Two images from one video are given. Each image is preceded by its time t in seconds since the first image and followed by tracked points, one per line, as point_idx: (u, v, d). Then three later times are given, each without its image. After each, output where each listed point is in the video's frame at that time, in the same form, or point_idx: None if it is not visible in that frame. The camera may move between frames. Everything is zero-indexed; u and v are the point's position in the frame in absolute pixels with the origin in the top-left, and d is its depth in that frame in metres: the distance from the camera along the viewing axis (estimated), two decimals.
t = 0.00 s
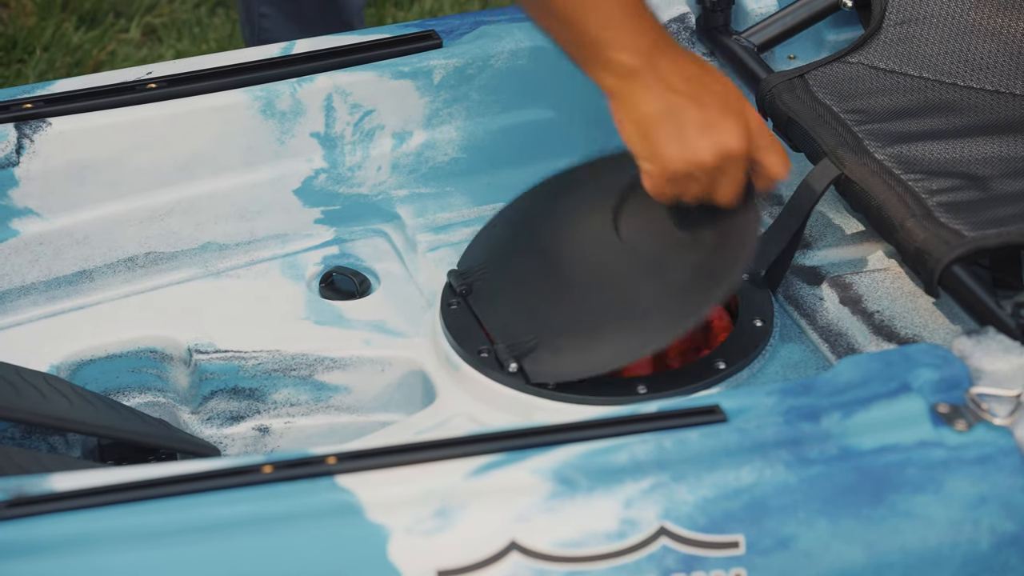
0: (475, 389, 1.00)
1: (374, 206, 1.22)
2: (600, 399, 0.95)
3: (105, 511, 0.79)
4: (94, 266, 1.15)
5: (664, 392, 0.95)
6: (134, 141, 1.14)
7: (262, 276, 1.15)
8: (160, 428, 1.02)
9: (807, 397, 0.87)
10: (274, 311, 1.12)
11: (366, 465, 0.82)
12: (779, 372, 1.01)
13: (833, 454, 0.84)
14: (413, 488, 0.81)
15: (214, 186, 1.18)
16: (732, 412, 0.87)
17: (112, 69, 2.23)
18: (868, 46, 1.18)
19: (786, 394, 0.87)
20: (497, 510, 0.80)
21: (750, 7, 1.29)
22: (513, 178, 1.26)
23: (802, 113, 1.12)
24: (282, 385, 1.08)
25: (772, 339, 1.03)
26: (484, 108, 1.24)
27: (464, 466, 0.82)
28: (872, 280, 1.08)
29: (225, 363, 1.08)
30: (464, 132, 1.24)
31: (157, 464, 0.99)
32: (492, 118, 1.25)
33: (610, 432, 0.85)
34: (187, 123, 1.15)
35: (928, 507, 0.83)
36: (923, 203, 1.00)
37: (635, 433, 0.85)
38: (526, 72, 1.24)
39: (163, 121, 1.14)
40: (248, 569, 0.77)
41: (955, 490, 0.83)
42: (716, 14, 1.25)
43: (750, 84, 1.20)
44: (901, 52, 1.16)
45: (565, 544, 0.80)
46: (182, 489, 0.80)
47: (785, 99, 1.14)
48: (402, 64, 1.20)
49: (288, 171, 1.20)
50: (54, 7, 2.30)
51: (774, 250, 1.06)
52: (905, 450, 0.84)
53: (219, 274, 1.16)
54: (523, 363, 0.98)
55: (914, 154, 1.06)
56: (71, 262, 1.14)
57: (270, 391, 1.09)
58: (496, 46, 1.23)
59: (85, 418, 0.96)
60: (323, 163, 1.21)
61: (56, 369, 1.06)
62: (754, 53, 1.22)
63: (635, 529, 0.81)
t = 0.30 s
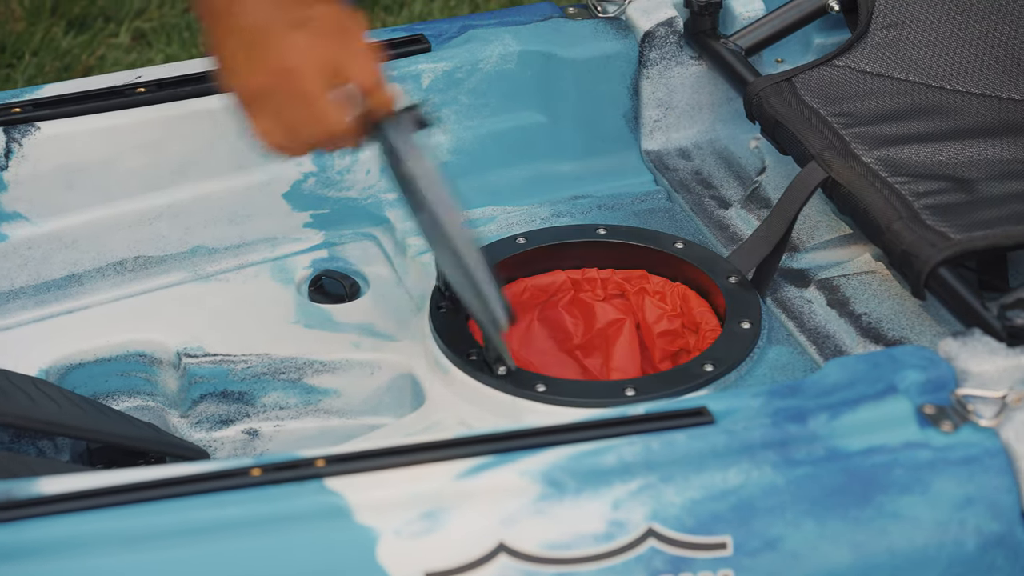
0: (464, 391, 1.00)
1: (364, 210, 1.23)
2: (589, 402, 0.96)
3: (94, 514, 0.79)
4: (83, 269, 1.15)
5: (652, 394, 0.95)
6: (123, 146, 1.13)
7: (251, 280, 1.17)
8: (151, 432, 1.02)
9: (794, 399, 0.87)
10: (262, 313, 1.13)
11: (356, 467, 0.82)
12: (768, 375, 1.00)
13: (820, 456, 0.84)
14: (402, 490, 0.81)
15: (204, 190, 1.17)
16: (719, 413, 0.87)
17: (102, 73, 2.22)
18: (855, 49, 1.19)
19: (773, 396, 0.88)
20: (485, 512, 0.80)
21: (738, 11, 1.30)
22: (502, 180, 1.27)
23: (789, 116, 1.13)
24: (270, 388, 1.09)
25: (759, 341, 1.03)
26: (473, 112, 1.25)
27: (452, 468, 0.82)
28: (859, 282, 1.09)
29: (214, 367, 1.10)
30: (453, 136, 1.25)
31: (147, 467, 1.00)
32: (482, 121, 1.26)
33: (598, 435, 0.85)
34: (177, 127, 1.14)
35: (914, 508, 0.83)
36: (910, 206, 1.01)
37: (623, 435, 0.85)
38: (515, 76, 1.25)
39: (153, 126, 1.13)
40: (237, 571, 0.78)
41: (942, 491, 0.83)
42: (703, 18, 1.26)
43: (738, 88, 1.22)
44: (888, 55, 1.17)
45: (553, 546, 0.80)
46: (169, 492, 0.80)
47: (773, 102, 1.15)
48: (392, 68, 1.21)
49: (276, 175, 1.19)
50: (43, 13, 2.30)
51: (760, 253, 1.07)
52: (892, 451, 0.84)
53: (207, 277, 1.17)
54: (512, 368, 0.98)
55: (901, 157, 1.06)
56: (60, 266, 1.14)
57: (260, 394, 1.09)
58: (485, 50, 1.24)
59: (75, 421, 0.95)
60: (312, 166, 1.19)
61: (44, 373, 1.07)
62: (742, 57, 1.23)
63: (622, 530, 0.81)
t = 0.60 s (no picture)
0: (450, 392, 1.00)
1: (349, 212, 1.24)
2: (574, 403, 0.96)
3: (77, 516, 0.79)
4: (68, 271, 1.15)
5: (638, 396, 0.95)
6: (107, 148, 1.14)
7: (236, 282, 1.16)
8: (136, 433, 1.01)
9: (779, 399, 0.87)
10: (247, 314, 1.13)
11: (340, 468, 0.81)
12: (753, 375, 1.00)
13: (804, 455, 0.84)
14: (387, 491, 0.80)
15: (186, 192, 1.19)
16: (704, 414, 0.87)
17: (89, 76, 2.23)
18: (840, 52, 1.19)
19: (757, 396, 0.87)
20: (470, 513, 0.80)
21: (723, 13, 1.31)
22: (487, 181, 1.28)
23: (774, 118, 1.14)
24: (256, 390, 1.09)
25: (744, 342, 1.04)
26: (459, 114, 1.26)
27: (437, 470, 0.82)
28: (844, 284, 1.09)
29: (199, 369, 1.09)
30: (439, 137, 1.26)
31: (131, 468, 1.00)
32: (468, 123, 1.27)
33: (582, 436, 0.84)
34: (159, 129, 1.16)
35: (897, 507, 0.83)
36: (894, 206, 1.01)
37: (609, 437, 0.85)
38: (501, 78, 1.26)
39: (137, 127, 1.15)
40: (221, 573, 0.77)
41: (925, 490, 0.84)
42: (689, 20, 1.26)
43: (723, 89, 1.22)
44: (873, 57, 1.17)
45: (538, 546, 0.80)
46: (152, 494, 0.80)
47: (757, 103, 1.16)
48: (378, 70, 1.22)
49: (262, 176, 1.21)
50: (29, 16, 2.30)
51: (743, 256, 1.08)
52: (875, 451, 0.84)
53: (194, 279, 1.16)
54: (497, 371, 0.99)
55: (886, 158, 1.07)
56: (45, 269, 1.14)
57: (245, 396, 1.09)
58: (471, 52, 1.25)
59: (59, 423, 0.95)
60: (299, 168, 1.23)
61: (28, 375, 1.06)
62: (728, 59, 1.23)
63: (607, 531, 0.81)
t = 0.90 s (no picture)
0: (441, 395, 1.00)
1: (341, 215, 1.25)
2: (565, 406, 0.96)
3: (66, 520, 0.78)
4: (59, 275, 1.15)
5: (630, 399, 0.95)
6: (99, 151, 1.14)
7: (228, 285, 1.16)
8: (127, 438, 1.01)
9: (770, 402, 0.87)
10: (239, 319, 1.13)
11: (330, 472, 0.81)
12: (744, 378, 1.01)
13: (795, 458, 0.84)
14: (379, 494, 0.80)
15: (178, 196, 1.18)
16: (695, 416, 0.87)
17: (81, 80, 2.24)
18: (832, 55, 1.19)
19: (749, 399, 0.87)
20: (462, 516, 0.80)
21: (716, 16, 1.31)
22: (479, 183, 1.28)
23: (766, 121, 1.14)
24: (248, 394, 1.09)
25: (736, 344, 1.04)
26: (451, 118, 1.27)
27: (428, 473, 0.82)
28: (836, 287, 1.09)
29: (191, 373, 1.09)
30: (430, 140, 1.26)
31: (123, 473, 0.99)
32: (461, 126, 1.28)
33: (572, 439, 0.84)
34: (152, 133, 1.15)
35: (888, 510, 0.83)
36: (886, 209, 1.01)
37: (600, 439, 0.85)
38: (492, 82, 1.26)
39: (130, 131, 1.15)
40: None
41: (916, 492, 0.84)
42: (681, 23, 1.26)
43: (715, 93, 1.23)
44: (864, 60, 1.18)
45: (529, 549, 0.80)
46: (142, 498, 0.80)
47: (749, 106, 1.16)
48: (370, 73, 1.22)
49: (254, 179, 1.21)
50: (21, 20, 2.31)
51: (734, 260, 1.08)
52: (866, 454, 0.84)
53: (186, 283, 1.16)
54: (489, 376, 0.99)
55: (878, 162, 1.07)
56: (36, 272, 1.14)
57: (237, 400, 1.09)
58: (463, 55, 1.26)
59: (50, 427, 0.95)
60: (291, 171, 1.23)
61: (20, 379, 1.06)
62: (720, 62, 1.24)
63: (598, 533, 0.81)
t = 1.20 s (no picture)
0: (436, 399, 1.00)
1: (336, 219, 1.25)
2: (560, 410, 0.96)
3: (59, 525, 0.78)
4: (53, 280, 1.15)
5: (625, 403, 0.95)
6: (94, 155, 1.14)
7: (223, 289, 1.16)
8: (122, 443, 1.01)
9: (766, 405, 0.87)
10: (234, 322, 1.13)
11: (325, 476, 0.81)
12: (741, 381, 1.01)
13: (791, 461, 0.84)
14: (374, 498, 0.80)
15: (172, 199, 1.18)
16: (691, 420, 0.87)
17: (75, 84, 2.23)
18: (827, 58, 1.19)
19: (744, 402, 0.87)
20: (457, 520, 0.80)
21: (710, 20, 1.31)
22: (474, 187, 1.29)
23: (761, 124, 1.14)
24: (243, 398, 1.09)
25: (731, 348, 1.04)
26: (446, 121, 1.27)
27: (424, 477, 0.82)
28: (831, 290, 1.09)
29: (185, 377, 1.09)
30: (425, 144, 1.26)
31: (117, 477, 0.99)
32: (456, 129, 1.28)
33: (568, 443, 0.84)
34: (147, 137, 1.15)
35: (884, 513, 0.83)
36: (881, 212, 1.01)
37: (595, 443, 0.85)
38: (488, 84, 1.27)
39: (124, 134, 1.14)
40: None
41: (911, 495, 0.84)
42: (676, 26, 1.26)
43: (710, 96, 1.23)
44: (859, 63, 1.18)
45: (525, 553, 0.79)
46: (136, 503, 0.80)
47: (745, 110, 1.16)
48: (364, 77, 1.22)
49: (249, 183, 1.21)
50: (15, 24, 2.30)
51: (728, 264, 1.07)
52: (862, 457, 0.84)
53: (181, 287, 1.16)
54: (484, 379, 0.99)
55: (873, 164, 1.07)
56: (30, 277, 1.14)
57: (233, 404, 1.09)
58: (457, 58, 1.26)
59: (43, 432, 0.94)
60: (286, 175, 1.23)
61: (13, 384, 1.06)
62: (715, 65, 1.24)
63: (595, 537, 0.80)
